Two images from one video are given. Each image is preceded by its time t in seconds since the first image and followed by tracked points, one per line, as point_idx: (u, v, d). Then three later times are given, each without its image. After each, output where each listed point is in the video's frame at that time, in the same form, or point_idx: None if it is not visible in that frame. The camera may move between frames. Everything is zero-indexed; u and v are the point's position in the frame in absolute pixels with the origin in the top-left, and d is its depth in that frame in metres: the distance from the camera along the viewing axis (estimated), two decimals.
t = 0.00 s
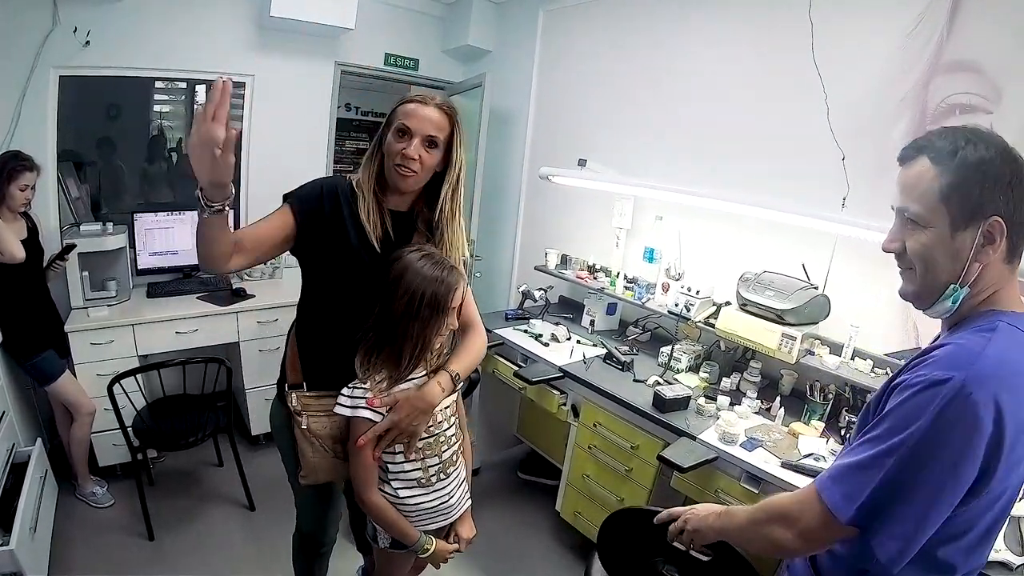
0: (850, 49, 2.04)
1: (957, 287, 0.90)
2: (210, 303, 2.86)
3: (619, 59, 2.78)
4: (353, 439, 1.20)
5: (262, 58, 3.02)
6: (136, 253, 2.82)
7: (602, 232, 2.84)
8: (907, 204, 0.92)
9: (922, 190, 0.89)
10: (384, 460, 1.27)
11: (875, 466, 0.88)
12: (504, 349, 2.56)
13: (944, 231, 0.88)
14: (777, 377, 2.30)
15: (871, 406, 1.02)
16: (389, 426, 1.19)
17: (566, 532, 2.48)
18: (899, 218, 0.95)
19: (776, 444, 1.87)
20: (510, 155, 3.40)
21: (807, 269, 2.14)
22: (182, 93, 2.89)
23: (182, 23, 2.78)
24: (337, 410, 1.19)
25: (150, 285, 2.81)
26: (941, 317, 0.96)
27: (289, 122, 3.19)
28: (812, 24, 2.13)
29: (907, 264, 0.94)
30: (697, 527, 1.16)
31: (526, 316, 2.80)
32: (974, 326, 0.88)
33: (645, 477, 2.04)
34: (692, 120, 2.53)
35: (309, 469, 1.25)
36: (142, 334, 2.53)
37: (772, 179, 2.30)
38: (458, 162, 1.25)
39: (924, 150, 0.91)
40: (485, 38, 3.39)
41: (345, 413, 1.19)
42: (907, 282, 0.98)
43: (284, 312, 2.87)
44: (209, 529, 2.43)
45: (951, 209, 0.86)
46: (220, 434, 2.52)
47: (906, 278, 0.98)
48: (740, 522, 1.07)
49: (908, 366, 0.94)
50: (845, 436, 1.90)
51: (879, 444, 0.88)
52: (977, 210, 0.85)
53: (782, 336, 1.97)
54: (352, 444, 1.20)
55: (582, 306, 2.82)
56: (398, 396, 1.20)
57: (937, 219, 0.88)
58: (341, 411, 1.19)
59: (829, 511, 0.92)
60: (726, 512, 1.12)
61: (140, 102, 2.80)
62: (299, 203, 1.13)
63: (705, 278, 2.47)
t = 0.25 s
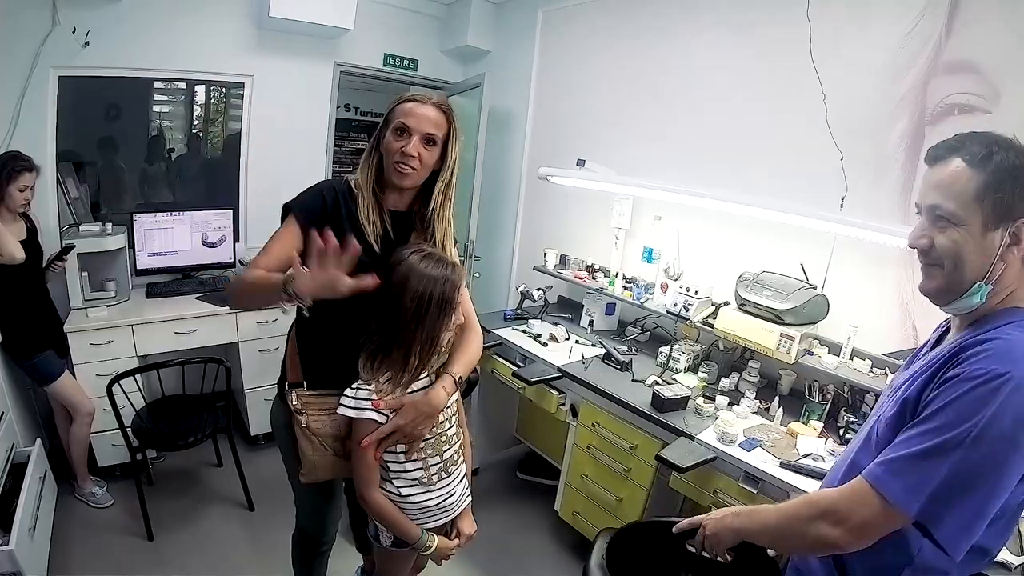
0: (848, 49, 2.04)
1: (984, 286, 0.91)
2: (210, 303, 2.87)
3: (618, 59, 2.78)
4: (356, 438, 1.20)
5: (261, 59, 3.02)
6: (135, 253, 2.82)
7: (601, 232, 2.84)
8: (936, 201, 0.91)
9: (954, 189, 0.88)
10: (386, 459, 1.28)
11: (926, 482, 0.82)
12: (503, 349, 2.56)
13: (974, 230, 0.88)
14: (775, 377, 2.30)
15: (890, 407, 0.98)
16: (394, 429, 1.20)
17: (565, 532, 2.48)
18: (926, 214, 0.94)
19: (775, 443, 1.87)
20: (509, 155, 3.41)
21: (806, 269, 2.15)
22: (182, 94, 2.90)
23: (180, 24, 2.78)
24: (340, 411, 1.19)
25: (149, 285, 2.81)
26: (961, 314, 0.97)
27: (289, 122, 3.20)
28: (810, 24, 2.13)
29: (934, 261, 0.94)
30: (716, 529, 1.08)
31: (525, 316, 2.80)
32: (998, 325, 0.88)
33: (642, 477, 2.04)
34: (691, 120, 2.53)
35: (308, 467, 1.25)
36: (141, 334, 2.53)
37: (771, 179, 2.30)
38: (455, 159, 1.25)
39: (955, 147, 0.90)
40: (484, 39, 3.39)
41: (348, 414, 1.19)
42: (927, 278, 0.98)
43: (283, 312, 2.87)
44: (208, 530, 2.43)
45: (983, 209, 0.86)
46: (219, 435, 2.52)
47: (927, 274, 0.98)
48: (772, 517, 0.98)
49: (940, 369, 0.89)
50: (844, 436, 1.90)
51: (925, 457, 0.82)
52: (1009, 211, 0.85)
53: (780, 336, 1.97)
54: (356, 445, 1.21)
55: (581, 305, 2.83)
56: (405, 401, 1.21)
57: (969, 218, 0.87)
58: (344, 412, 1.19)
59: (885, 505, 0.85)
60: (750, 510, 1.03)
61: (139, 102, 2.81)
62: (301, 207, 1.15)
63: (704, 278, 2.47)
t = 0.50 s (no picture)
0: (847, 48, 2.04)
1: (992, 289, 0.94)
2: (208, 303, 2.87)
3: (617, 59, 2.78)
4: (360, 434, 1.21)
5: (260, 59, 3.03)
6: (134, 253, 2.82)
7: (599, 232, 2.85)
8: (955, 209, 0.91)
9: (975, 196, 0.89)
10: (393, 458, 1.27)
11: (986, 495, 0.82)
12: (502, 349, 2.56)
13: (992, 236, 0.90)
14: (773, 377, 2.30)
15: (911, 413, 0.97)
16: (421, 437, 1.28)
17: (564, 532, 2.48)
18: (938, 222, 0.94)
19: (773, 443, 1.87)
20: (508, 155, 3.41)
21: (804, 269, 2.15)
22: (182, 94, 2.92)
23: (179, 24, 2.79)
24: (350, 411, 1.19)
25: (148, 285, 2.81)
26: (960, 314, 1.00)
27: (287, 122, 3.20)
28: (807, 24, 2.13)
29: (947, 267, 0.94)
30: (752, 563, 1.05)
31: (523, 316, 2.80)
32: (1007, 323, 0.91)
33: (640, 476, 2.04)
34: (689, 120, 2.53)
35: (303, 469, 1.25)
36: (140, 334, 2.53)
37: (769, 178, 2.30)
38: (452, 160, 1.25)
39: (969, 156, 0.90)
40: (482, 39, 3.40)
41: (357, 413, 1.18)
42: (933, 283, 0.99)
43: (282, 312, 2.88)
44: (207, 529, 2.43)
45: (1001, 215, 0.88)
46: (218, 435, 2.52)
47: (933, 280, 0.99)
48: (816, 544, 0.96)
49: (968, 375, 0.88)
50: (842, 436, 1.90)
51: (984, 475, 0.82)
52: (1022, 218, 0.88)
53: (778, 335, 1.97)
54: (364, 443, 1.21)
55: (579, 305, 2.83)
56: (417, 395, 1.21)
57: (988, 224, 0.89)
58: (353, 413, 1.19)
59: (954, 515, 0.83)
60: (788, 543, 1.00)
61: (138, 102, 2.81)
62: (304, 216, 1.14)
63: (702, 278, 2.47)
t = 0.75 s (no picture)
0: (846, 46, 2.03)
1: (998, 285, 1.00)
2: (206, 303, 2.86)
3: (616, 58, 2.77)
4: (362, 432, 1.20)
5: (258, 58, 3.02)
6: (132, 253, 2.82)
7: (598, 231, 2.84)
8: (968, 207, 0.96)
9: (986, 196, 0.95)
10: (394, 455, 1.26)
11: None
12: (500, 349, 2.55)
13: (1003, 233, 0.95)
14: (772, 376, 2.29)
15: (936, 423, 1.00)
16: (426, 445, 1.27)
17: (563, 532, 2.47)
18: (949, 220, 0.99)
19: (772, 443, 1.86)
20: (507, 154, 3.40)
21: (803, 268, 2.14)
22: (180, 94, 2.91)
23: (177, 24, 2.79)
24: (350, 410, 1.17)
25: (145, 284, 2.81)
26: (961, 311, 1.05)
27: (285, 122, 3.20)
28: (806, 22, 2.12)
29: (960, 266, 0.99)
30: None
31: (522, 315, 2.79)
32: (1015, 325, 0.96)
33: (639, 476, 2.03)
34: (687, 118, 2.52)
35: (301, 470, 1.24)
36: (138, 334, 2.53)
37: (768, 177, 2.29)
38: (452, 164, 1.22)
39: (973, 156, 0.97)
40: (481, 38, 3.39)
41: (359, 413, 1.17)
42: (942, 283, 1.03)
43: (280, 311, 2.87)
44: (204, 529, 2.42)
45: (1011, 213, 0.94)
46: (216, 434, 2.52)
47: (942, 279, 1.03)
48: None
49: (1006, 393, 0.91)
50: (842, 435, 1.88)
51: None
52: None
53: (777, 334, 1.96)
54: (363, 441, 1.20)
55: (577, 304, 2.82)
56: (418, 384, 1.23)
57: (999, 222, 0.95)
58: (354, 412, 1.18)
59: None
60: None
61: (136, 102, 2.81)
62: (303, 210, 1.12)
63: (701, 277, 2.46)
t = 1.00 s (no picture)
0: (845, 46, 2.03)
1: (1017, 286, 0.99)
2: (205, 302, 2.86)
3: (615, 57, 2.77)
4: (361, 431, 1.20)
5: (258, 58, 3.03)
6: (131, 252, 2.82)
7: (597, 230, 2.84)
8: (999, 205, 0.94)
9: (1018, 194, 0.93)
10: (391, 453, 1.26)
11: None
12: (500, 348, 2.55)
13: None
14: (772, 375, 2.29)
15: (956, 428, 1.00)
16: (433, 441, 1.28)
17: (562, 531, 2.47)
18: (978, 219, 0.97)
19: (772, 442, 1.86)
20: (506, 154, 3.40)
21: (803, 266, 2.14)
22: (179, 93, 2.90)
23: (177, 24, 2.79)
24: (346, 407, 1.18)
25: (144, 284, 2.80)
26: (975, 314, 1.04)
27: (284, 122, 3.20)
28: (805, 21, 2.12)
29: (987, 266, 0.97)
30: None
31: (521, 315, 2.79)
32: None
33: (638, 476, 2.03)
34: (687, 117, 2.52)
35: (300, 471, 1.23)
36: (137, 333, 2.52)
37: (768, 176, 2.29)
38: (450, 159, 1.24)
39: (1001, 152, 0.95)
40: (480, 38, 3.39)
41: (354, 409, 1.17)
42: (962, 284, 1.02)
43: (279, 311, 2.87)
44: (203, 529, 2.42)
45: None
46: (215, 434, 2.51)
47: (963, 280, 1.01)
48: None
49: None
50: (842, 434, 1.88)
51: None
52: None
53: (777, 333, 1.96)
54: (361, 438, 1.20)
55: (576, 305, 2.82)
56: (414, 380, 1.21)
57: None
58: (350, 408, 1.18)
59: None
60: None
61: (136, 102, 2.81)
62: (293, 210, 1.12)
63: (701, 276, 2.45)
